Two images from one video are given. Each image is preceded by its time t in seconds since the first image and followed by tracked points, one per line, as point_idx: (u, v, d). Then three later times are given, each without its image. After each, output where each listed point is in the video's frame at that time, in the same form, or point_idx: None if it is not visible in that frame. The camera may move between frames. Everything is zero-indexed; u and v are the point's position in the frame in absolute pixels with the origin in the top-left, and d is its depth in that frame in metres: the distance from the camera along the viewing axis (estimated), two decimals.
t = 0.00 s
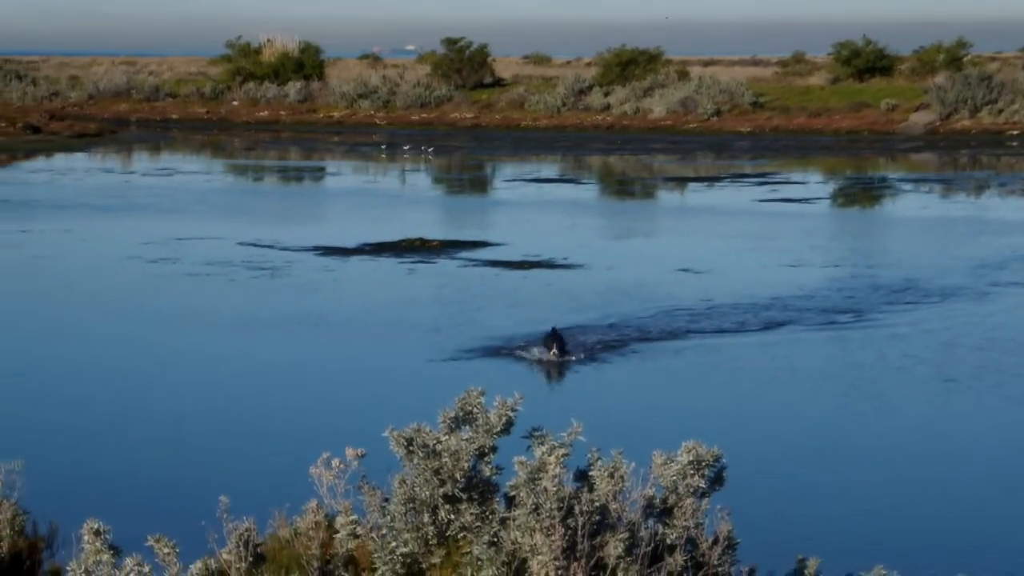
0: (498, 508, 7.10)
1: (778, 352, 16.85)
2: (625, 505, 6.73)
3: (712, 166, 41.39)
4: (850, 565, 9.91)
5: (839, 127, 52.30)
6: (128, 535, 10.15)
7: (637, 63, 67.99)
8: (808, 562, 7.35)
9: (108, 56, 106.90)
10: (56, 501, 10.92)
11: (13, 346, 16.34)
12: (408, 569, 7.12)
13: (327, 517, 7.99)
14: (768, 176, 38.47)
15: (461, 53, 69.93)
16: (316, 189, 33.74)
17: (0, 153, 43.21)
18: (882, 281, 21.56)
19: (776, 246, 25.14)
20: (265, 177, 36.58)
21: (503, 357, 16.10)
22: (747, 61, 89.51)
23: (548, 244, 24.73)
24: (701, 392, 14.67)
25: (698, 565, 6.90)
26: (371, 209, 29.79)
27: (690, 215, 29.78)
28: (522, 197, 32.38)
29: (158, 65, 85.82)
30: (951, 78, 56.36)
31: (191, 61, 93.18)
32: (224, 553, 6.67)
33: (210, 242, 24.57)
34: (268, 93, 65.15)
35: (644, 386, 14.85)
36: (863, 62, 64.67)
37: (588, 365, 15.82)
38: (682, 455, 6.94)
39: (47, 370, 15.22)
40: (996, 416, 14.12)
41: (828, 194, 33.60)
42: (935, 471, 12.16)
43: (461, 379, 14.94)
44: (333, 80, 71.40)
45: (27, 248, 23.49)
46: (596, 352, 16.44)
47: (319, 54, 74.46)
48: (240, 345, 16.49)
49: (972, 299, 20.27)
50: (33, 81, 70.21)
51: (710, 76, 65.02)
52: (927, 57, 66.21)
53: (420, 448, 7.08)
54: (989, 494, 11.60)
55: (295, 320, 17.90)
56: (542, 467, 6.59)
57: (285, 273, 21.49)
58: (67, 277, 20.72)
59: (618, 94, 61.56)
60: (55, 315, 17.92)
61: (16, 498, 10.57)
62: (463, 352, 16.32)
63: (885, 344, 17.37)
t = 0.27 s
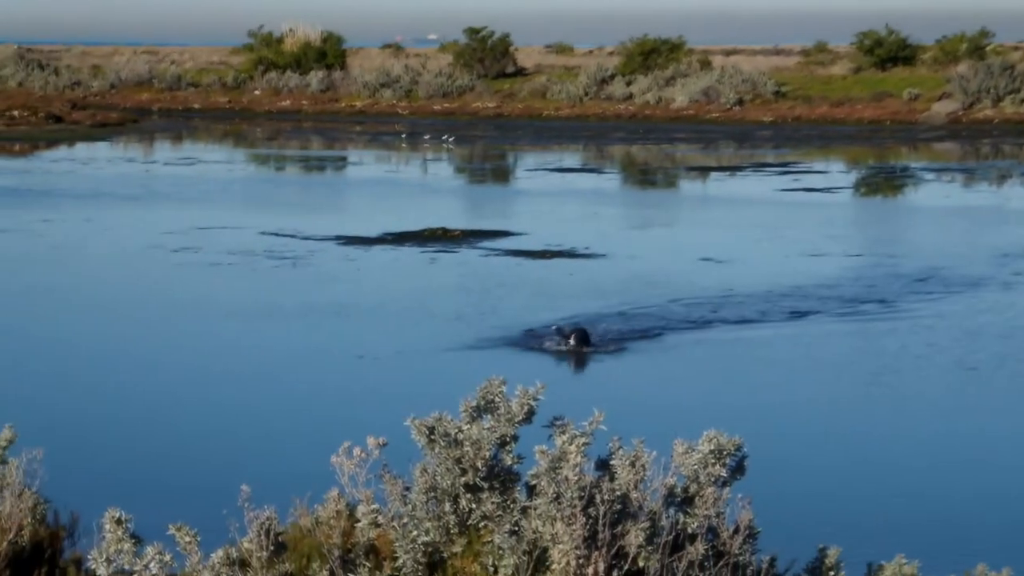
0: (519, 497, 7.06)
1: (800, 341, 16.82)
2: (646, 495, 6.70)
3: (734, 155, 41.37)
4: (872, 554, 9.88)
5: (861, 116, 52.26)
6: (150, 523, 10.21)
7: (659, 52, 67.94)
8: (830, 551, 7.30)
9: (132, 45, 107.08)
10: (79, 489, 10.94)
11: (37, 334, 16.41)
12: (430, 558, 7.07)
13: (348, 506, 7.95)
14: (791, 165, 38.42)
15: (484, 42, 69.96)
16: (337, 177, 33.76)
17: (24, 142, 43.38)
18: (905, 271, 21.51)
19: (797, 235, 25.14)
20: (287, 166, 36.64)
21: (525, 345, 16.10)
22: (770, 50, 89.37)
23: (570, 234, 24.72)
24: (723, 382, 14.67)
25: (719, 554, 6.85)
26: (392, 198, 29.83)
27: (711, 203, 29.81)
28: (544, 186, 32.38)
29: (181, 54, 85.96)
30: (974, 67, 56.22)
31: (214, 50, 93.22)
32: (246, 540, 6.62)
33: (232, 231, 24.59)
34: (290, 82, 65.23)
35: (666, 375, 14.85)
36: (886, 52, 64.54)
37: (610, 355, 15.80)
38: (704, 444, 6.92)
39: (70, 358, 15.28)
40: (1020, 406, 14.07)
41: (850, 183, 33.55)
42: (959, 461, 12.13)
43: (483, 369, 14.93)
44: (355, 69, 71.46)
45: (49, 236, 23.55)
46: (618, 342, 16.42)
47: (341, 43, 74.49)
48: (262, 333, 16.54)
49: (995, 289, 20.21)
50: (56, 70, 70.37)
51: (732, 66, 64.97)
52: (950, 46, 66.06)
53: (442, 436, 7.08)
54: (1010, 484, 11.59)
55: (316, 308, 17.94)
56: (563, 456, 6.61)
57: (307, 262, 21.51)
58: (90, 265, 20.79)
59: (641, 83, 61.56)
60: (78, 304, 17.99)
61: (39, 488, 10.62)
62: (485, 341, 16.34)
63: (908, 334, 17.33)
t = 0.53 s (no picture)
0: (536, 485, 7.05)
1: (817, 330, 16.78)
2: (663, 483, 6.68)
3: (752, 145, 41.28)
4: (890, 544, 9.86)
5: (879, 105, 52.12)
6: (167, 512, 10.22)
7: (677, 41, 67.82)
8: (846, 540, 7.26)
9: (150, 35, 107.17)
10: (96, 478, 10.96)
11: (54, 323, 16.43)
12: (446, 548, 7.04)
13: (364, 496, 7.94)
14: (808, 155, 38.34)
15: (501, 31, 69.88)
16: (354, 166, 33.74)
17: (41, 130, 43.39)
18: (923, 260, 21.46)
19: (814, 225, 25.07)
20: (304, 155, 36.62)
21: (542, 335, 16.07)
22: (787, 40, 89.21)
23: (587, 223, 24.68)
24: (741, 371, 14.63)
25: (735, 544, 6.81)
26: (410, 187, 29.78)
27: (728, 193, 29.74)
28: (561, 175, 32.34)
29: (198, 42, 85.97)
30: (992, 57, 56.07)
31: (232, 39, 93.28)
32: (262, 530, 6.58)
33: (249, 220, 24.58)
34: (308, 71, 65.21)
35: (685, 365, 14.82)
36: (904, 42, 64.37)
37: (626, 344, 15.77)
38: (720, 433, 6.92)
39: (87, 347, 15.31)
40: None
41: (867, 173, 33.48)
42: (976, 451, 12.10)
43: (500, 358, 14.92)
44: (373, 58, 71.41)
45: (66, 225, 23.55)
46: (635, 331, 16.38)
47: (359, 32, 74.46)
48: (279, 322, 16.54)
49: (1013, 279, 20.16)
50: (74, 59, 70.40)
51: (750, 55, 64.84)
52: (968, 36, 65.89)
53: (459, 426, 7.12)
54: None
55: (333, 297, 17.94)
56: (580, 446, 6.60)
57: (324, 251, 21.49)
58: (106, 253, 20.81)
59: (658, 72, 61.44)
60: (96, 292, 18.01)
61: (55, 477, 10.63)
62: (502, 330, 16.31)
63: (926, 324, 17.29)
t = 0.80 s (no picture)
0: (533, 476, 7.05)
1: (814, 321, 16.79)
2: (658, 475, 6.69)
3: (750, 136, 41.26)
4: (886, 534, 9.87)
5: (876, 96, 52.11)
6: (162, 502, 10.23)
7: (675, 32, 67.79)
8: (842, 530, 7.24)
9: (149, 25, 107.12)
10: (92, 467, 10.98)
11: (51, 313, 16.43)
12: (441, 539, 7.03)
13: (361, 486, 7.92)
14: (806, 146, 38.33)
15: (499, 22, 69.85)
16: (352, 157, 33.73)
17: (39, 120, 43.37)
18: (921, 251, 21.46)
19: (812, 215, 25.07)
20: (301, 146, 36.61)
21: (539, 326, 16.06)
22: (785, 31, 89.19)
23: (584, 214, 24.67)
24: (739, 362, 14.62)
25: (732, 535, 6.78)
26: (407, 178, 29.76)
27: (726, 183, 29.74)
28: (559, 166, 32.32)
29: (196, 33, 85.96)
30: (989, 48, 56.04)
31: (230, 30, 93.31)
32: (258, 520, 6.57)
33: (246, 210, 24.57)
34: (305, 62, 65.19)
35: (682, 355, 14.81)
36: (901, 33, 64.32)
37: (622, 335, 15.77)
38: (717, 423, 6.89)
39: (84, 337, 15.31)
40: None
41: (864, 164, 33.46)
42: (972, 442, 12.11)
43: (497, 349, 14.92)
44: (371, 49, 71.38)
45: (64, 215, 23.55)
46: (631, 322, 16.38)
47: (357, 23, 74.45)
48: (277, 313, 16.54)
49: (1010, 269, 20.16)
50: (72, 49, 70.36)
51: (747, 46, 64.82)
52: (965, 27, 65.87)
53: (455, 416, 7.10)
54: None
55: (330, 287, 17.95)
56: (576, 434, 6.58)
57: (322, 241, 21.48)
58: (104, 244, 20.81)
59: (656, 63, 61.42)
60: (93, 282, 18.02)
61: (51, 466, 10.65)
62: (499, 321, 16.29)
63: (923, 315, 17.29)
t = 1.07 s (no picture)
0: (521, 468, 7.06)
1: (803, 313, 16.79)
2: (648, 465, 6.68)
3: (738, 127, 41.26)
4: (876, 525, 9.89)
5: (864, 88, 52.14)
6: (151, 493, 10.22)
7: (663, 23, 67.81)
8: (830, 523, 7.29)
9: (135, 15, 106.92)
10: (81, 460, 10.96)
11: (40, 305, 16.40)
12: (432, 531, 7.02)
13: (350, 477, 7.91)
14: (793, 137, 38.35)
15: (487, 13, 69.83)
16: (340, 148, 33.71)
17: (26, 111, 43.28)
18: (909, 243, 21.48)
19: (801, 207, 25.08)
20: (289, 136, 36.60)
21: (528, 318, 16.05)
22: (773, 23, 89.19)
23: (572, 206, 24.66)
24: (727, 354, 14.63)
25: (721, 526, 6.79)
26: (396, 169, 29.73)
27: (715, 175, 29.75)
28: (547, 158, 32.33)
29: (183, 24, 85.83)
30: (977, 40, 56.10)
31: (217, 20, 93.19)
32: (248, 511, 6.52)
33: (234, 202, 24.53)
34: (293, 53, 65.12)
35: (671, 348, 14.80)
36: (889, 24, 64.37)
37: (610, 327, 15.76)
38: (705, 415, 7.04)
39: (72, 329, 15.29)
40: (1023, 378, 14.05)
41: (853, 155, 33.49)
42: (963, 433, 12.12)
43: (486, 341, 14.91)
44: (359, 40, 71.32)
45: (52, 207, 23.51)
46: (619, 314, 16.37)
47: (345, 14, 74.38)
48: (266, 304, 16.52)
49: (999, 261, 20.18)
50: (59, 40, 70.20)
51: (735, 38, 64.85)
52: (953, 19, 65.94)
53: (445, 408, 7.15)
54: (1015, 457, 11.54)
55: (318, 279, 17.93)
56: (566, 428, 6.70)
57: (310, 233, 21.45)
58: (92, 236, 20.76)
59: (645, 54, 61.41)
60: (82, 274, 18.00)
61: (40, 458, 10.63)
62: (488, 313, 16.28)
63: (912, 306, 17.31)
